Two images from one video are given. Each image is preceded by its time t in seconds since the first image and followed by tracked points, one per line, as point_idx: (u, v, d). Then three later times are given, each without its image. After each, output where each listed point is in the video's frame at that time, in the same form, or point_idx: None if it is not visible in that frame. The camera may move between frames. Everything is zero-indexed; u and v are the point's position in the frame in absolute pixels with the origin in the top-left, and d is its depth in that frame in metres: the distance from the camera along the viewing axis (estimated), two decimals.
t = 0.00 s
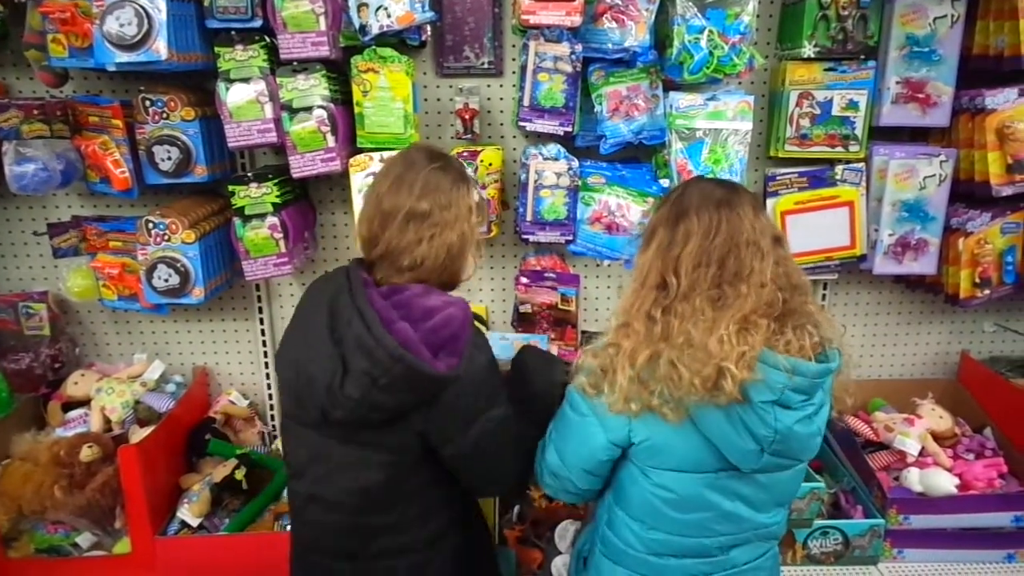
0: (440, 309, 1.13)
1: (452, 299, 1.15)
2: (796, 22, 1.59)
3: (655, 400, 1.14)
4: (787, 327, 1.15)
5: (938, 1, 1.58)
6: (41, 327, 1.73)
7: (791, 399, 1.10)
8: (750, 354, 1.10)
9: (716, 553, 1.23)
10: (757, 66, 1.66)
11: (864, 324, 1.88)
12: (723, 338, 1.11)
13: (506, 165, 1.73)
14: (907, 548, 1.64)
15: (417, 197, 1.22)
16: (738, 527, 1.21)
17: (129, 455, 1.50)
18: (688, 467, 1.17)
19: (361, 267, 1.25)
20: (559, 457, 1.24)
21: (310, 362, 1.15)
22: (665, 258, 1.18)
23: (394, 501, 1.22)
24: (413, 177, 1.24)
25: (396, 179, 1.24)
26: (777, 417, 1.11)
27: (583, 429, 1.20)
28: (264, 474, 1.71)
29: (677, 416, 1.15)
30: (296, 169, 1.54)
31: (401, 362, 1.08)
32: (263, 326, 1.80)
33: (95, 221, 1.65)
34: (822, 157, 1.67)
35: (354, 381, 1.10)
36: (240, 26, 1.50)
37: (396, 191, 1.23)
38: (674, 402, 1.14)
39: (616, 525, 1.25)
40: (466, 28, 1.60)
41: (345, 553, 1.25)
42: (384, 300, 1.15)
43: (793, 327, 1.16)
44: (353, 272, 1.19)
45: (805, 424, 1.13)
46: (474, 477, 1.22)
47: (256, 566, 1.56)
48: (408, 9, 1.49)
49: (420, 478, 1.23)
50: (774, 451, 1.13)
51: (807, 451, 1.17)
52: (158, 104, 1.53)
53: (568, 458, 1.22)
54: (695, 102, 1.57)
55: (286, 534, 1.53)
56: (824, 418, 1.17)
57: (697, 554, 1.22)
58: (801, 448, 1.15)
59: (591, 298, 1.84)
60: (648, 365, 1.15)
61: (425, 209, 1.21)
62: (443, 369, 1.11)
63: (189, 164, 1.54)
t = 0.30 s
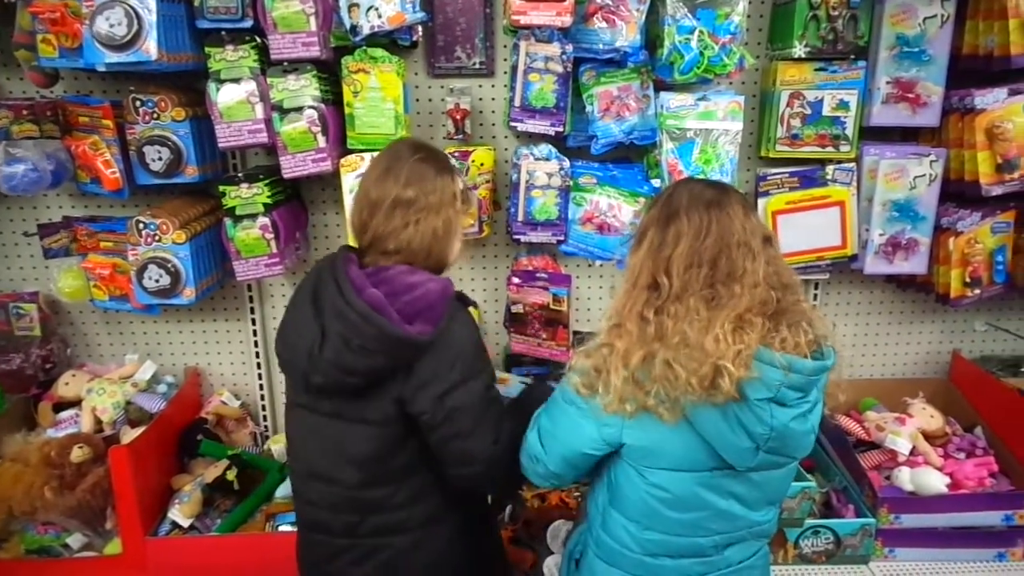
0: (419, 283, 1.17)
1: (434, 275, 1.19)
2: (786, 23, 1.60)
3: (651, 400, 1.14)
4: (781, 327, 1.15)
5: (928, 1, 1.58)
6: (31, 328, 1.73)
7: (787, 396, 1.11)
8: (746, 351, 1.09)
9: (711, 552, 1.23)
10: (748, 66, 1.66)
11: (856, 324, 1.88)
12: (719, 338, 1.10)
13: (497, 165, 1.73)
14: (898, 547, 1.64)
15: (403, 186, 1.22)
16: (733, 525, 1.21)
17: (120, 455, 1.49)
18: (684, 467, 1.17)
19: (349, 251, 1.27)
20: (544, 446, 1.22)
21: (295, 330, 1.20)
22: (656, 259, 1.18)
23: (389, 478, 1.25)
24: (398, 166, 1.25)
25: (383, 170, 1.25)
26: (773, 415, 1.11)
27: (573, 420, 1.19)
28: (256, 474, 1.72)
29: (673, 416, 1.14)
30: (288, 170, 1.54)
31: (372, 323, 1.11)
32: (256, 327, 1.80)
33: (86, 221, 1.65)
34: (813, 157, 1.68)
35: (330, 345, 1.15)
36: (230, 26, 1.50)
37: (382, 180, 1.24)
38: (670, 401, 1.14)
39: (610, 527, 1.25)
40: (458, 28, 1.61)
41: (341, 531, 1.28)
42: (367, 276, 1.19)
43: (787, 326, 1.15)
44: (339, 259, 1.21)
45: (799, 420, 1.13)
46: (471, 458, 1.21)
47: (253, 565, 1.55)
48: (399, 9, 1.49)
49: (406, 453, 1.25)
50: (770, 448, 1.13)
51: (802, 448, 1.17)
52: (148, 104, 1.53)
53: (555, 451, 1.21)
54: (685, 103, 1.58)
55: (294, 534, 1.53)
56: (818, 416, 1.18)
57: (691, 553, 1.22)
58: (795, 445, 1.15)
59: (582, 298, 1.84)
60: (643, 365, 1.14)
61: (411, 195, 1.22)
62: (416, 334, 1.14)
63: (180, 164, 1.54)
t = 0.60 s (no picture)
0: (409, 274, 1.18)
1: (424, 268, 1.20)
2: (777, 23, 1.60)
3: (645, 402, 1.14)
4: (775, 327, 1.14)
5: (918, 2, 1.59)
6: (22, 329, 1.73)
7: (781, 396, 1.10)
8: (741, 354, 1.09)
9: (705, 553, 1.22)
10: (738, 66, 1.66)
11: (848, 324, 1.89)
12: (713, 340, 1.10)
13: (489, 166, 1.73)
14: (889, 547, 1.64)
15: (391, 180, 1.25)
16: (727, 525, 1.21)
17: (111, 457, 1.49)
18: (678, 467, 1.17)
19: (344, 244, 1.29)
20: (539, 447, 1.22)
21: (286, 320, 1.21)
22: (648, 260, 1.18)
23: (384, 463, 1.25)
24: (387, 162, 1.27)
25: (372, 165, 1.27)
26: (767, 415, 1.10)
27: (567, 419, 1.19)
28: (248, 475, 1.73)
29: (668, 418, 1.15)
30: (278, 171, 1.54)
31: (360, 310, 1.13)
32: (248, 328, 1.80)
33: (77, 222, 1.65)
34: (804, 157, 1.68)
35: (318, 330, 1.16)
36: (221, 27, 1.50)
37: (371, 175, 1.26)
38: (665, 404, 1.14)
39: (604, 527, 1.25)
40: (449, 29, 1.61)
41: (336, 517, 1.28)
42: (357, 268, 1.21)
43: (781, 326, 1.15)
44: (330, 249, 1.21)
45: (794, 420, 1.13)
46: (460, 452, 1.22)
47: (245, 566, 1.55)
48: (390, 10, 1.50)
49: (398, 439, 1.25)
50: (764, 448, 1.13)
51: (796, 448, 1.17)
52: (139, 105, 1.53)
53: (550, 452, 1.21)
54: (676, 103, 1.58)
55: (289, 534, 1.52)
56: (812, 416, 1.17)
57: (685, 554, 1.22)
58: (788, 445, 1.15)
59: (575, 298, 1.84)
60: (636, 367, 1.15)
61: (398, 189, 1.24)
62: (403, 321, 1.15)
63: (171, 165, 1.54)
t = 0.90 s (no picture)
0: (408, 274, 1.18)
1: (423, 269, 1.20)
2: (770, 24, 1.60)
3: (638, 408, 1.13)
4: (768, 329, 1.13)
5: (912, 2, 1.59)
6: (17, 330, 1.73)
7: (774, 398, 1.09)
8: (734, 359, 1.08)
9: (700, 556, 1.22)
10: (732, 67, 1.66)
11: (843, 324, 1.89)
12: (706, 346, 1.09)
13: (483, 166, 1.72)
14: (883, 548, 1.64)
15: (395, 182, 1.25)
16: (722, 528, 1.21)
17: (105, 458, 1.50)
18: (671, 468, 1.16)
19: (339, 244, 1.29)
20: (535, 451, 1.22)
21: (285, 313, 1.22)
22: (647, 264, 1.18)
23: (380, 461, 1.25)
24: (392, 165, 1.28)
25: (378, 168, 1.28)
26: (760, 416, 1.09)
27: (563, 422, 1.19)
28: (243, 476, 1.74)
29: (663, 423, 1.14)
30: (272, 172, 1.54)
31: (358, 305, 1.13)
32: (243, 329, 1.80)
33: (71, 224, 1.65)
34: (798, 158, 1.68)
35: (316, 324, 1.17)
36: (214, 28, 1.50)
37: (376, 178, 1.27)
38: (658, 410, 1.13)
39: (599, 530, 1.24)
40: (443, 30, 1.61)
41: (328, 515, 1.28)
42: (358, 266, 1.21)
43: (775, 328, 1.14)
44: (330, 248, 1.22)
45: (788, 422, 1.11)
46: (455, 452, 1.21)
47: (239, 568, 1.55)
48: (384, 11, 1.50)
49: (394, 436, 1.24)
50: (758, 450, 1.12)
51: (790, 451, 1.16)
52: (133, 107, 1.52)
53: (546, 455, 1.21)
54: (670, 103, 1.58)
55: (282, 534, 1.53)
56: (807, 417, 1.16)
57: (679, 557, 1.21)
58: (783, 447, 1.14)
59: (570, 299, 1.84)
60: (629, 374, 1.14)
61: (402, 190, 1.24)
62: (399, 314, 1.15)
63: (165, 167, 1.54)
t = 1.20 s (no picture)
0: (412, 275, 1.18)
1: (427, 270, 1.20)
2: (770, 23, 1.60)
3: (635, 418, 1.14)
4: (763, 332, 1.13)
5: (912, 0, 1.59)
6: (18, 331, 1.74)
7: (767, 398, 1.09)
8: (729, 366, 1.08)
9: (695, 556, 1.21)
10: (731, 66, 1.66)
11: (844, 324, 1.88)
12: (700, 352, 1.09)
13: (483, 166, 1.73)
14: (883, 548, 1.64)
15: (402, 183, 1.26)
16: (717, 529, 1.20)
17: (105, 458, 1.50)
18: (666, 468, 1.16)
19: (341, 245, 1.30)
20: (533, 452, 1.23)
21: (290, 309, 1.23)
22: (650, 270, 1.17)
23: (383, 460, 1.25)
24: (400, 166, 1.29)
25: (387, 169, 1.29)
26: (754, 416, 1.09)
27: (559, 423, 1.19)
28: (243, 476, 1.75)
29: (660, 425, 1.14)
30: (271, 172, 1.54)
31: (361, 304, 1.14)
32: (243, 329, 1.80)
33: (71, 225, 1.65)
34: (798, 157, 1.68)
35: (320, 321, 1.17)
36: (213, 29, 1.51)
37: (385, 178, 1.27)
38: (656, 419, 1.14)
39: (594, 531, 1.24)
40: (442, 30, 1.61)
41: (330, 513, 1.28)
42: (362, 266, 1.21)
43: (770, 329, 1.14)
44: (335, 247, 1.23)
45: (782, 422, 1.11)
46: (456, 451, 1.22)
47: (240, 567, 1.56)
48: (382, 11, 1.50)
49: (396, 435, 1.25)
50: (752, 450, 1.12)
51: (785, 451, 1.15)
52: (133, 108, 1.53)
53: (542, 455, 1.21)
54: (669, 103, 1.58)
55: (282, 534, 1.53)
56: (802, 418, 1.16)
57: (674, 557, 1.21)
58: (777, 449, 1.13)
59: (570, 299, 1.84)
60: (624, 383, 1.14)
61: (409, 191, 1.25)
62: (402, 314, 1.15)
63: (165, 167, 1.54)
